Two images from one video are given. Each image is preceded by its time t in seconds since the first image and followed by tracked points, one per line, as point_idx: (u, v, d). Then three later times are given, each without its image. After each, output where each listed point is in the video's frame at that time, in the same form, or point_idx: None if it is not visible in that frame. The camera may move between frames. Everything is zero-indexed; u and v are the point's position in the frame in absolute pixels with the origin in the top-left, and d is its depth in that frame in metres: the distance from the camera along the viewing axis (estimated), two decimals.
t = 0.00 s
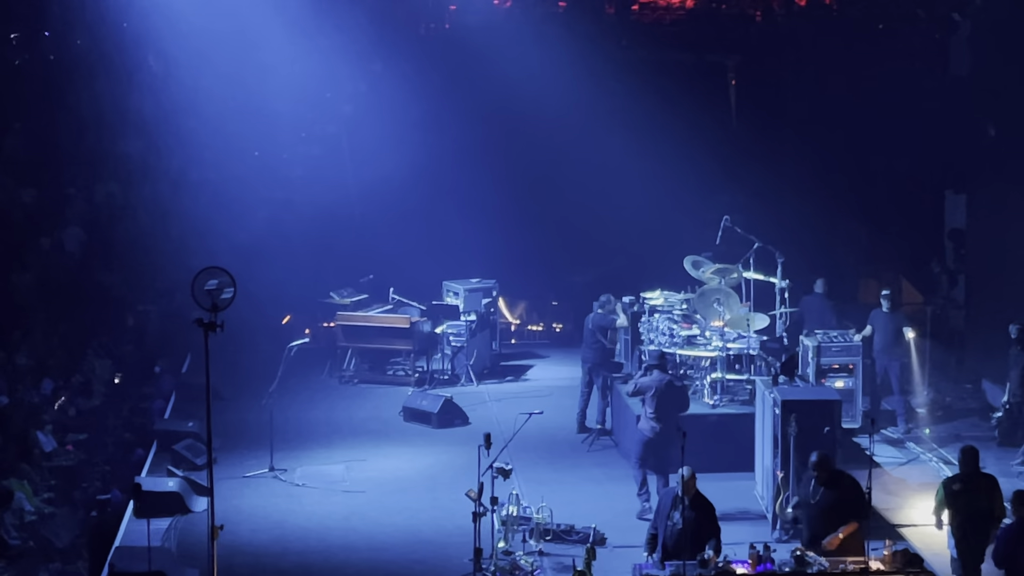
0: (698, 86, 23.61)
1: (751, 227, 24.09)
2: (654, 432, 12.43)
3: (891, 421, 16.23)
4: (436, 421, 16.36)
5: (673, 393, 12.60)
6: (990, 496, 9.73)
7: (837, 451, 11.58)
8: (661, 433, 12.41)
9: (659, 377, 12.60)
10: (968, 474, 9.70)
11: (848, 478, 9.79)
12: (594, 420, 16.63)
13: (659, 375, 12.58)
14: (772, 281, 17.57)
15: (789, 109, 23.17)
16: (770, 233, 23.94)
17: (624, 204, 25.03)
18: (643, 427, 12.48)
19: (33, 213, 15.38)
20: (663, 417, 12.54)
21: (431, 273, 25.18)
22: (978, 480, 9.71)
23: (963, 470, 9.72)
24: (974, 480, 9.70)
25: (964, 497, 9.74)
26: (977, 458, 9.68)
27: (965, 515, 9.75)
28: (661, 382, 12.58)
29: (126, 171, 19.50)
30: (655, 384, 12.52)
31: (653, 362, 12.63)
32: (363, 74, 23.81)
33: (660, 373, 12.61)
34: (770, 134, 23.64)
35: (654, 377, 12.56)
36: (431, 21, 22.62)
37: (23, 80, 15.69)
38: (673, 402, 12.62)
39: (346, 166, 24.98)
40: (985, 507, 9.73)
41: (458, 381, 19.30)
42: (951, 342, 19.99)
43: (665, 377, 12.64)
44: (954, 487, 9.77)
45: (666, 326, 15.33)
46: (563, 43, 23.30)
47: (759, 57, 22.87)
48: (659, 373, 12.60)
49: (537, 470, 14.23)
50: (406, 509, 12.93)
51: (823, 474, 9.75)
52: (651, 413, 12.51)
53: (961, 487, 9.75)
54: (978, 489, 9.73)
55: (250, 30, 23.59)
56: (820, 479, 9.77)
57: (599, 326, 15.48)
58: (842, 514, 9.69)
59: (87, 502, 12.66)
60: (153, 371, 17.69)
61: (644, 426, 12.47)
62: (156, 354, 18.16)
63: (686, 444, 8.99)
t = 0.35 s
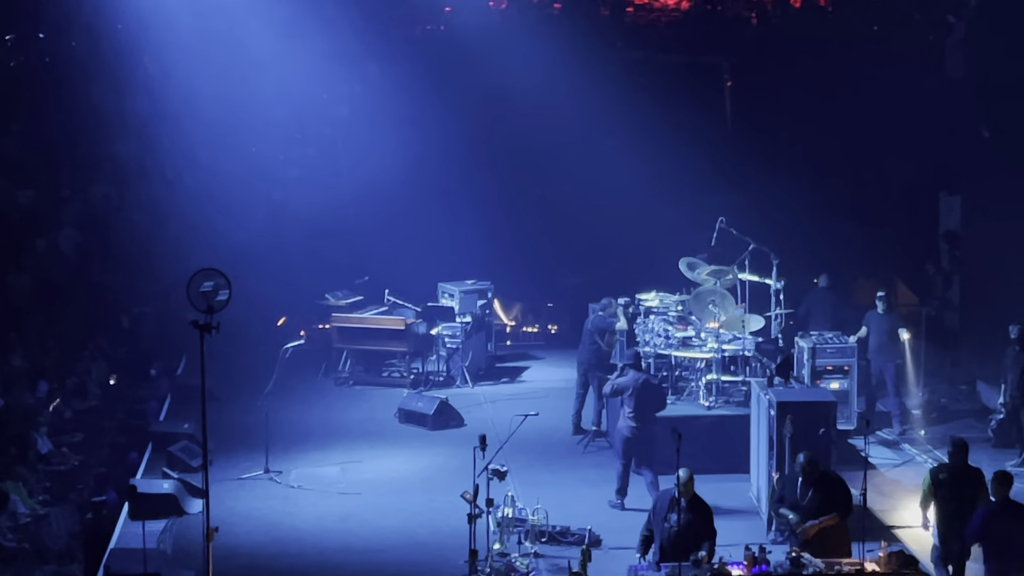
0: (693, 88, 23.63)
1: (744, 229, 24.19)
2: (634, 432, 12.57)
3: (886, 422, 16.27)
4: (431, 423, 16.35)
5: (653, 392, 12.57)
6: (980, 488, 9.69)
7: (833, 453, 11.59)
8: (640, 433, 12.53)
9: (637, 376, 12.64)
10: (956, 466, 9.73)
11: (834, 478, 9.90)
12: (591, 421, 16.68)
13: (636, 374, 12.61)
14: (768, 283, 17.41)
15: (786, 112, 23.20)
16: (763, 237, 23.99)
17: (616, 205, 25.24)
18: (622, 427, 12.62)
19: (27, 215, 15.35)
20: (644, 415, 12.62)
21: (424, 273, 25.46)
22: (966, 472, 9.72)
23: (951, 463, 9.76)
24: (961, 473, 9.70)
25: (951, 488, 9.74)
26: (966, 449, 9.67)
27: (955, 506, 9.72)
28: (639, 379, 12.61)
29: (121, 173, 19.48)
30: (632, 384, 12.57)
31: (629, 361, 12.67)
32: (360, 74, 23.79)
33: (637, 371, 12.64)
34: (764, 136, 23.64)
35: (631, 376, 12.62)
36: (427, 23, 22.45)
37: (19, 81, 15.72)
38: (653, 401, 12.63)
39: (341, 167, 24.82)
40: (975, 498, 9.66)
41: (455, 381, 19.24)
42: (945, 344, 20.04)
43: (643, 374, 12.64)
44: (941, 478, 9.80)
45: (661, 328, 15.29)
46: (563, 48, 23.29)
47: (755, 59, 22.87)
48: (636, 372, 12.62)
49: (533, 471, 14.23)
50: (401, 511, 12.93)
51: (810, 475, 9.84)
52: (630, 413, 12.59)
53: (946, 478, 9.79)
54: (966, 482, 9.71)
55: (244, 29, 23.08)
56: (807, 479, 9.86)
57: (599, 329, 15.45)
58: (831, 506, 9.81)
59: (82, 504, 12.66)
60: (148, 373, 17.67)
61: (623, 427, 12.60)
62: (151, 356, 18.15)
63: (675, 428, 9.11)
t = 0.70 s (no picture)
0: (686, 89, 23.55)
1: (738, 229, 24.18)
2: (612, 426, 12.63)
3: (881, 424, 16.31)
4: (426, 425, 16.35)
5: (630, 386, 12.78)
6: (965, 483, 10.11)
7: (829, 454, 11.58)
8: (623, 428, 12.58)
9: (616, 371, 12.88)
10: (945, 460, 10.11)
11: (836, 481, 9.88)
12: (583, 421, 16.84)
13: (615, 368, 12.87)
14: (763, 285, 17.45)
15: (781, 114, 23.18)
16: (759, 239, 23.84)
17: (612, 207, 25.04)
18: (601, 420, 12.68)
19: (20, 217, 15.31)
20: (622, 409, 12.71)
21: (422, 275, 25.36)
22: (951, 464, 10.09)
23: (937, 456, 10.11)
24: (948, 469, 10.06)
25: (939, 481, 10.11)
26: (950, 445, 10.12)
27: (943, 500, 10.12)
28: (618, 374, 12.85)
29: (115, 174, 19.49)
30: (611, 376, 12.80)
31: (609, 357, 12.99)
32: (353, 77, 23.90)
33: (616, 367, 12.89)
34: (758, 137, 23.54)
35: (610, 370, 12.86)
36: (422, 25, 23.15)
37: (13, 81, 15.72)
38: (630, 397, 12.78)
39: (336, 168, 24.78)
40: (961, 492, 10.09)
41: (448, 384, 19.29)
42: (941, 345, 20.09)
43: (623, 370, 12.89)
44: (930, 473, 10.14)
45: (655, 330, 15.26)
46: (552, 48, 23.49)
47: (749, 61, 22.91)
48: (616, 366, 12.90)
49: (528, 473, 14.24)
50: (397, 513, 12.91)
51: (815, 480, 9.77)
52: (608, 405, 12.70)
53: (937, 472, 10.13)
54: (953, 475, 10.11)
55: (240, 33, 23.24)
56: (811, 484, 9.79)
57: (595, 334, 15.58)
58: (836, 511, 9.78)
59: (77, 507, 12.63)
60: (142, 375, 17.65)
61: (602, 420, 12.66)
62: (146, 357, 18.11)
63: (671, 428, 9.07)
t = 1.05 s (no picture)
0: (683, 89, 23.67)
1: (734, 232, 24.27)
2: (601, 424, 12.76)
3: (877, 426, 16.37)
4: (422, 427, 16.35)
5: (617, 385, 13.04)
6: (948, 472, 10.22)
7: (824, 455, 11.59)
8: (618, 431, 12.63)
9: (604, 371, 13.16)
10: (928, 451, 10.21)
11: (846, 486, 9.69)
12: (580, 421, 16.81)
13: (604, 367, 13.18)
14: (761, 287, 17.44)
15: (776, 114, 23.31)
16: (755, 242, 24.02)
17: (609, 209, 25.11)
18: (590, 420, 12.83)
19: (15, 220, 15.27)
20: (609, 408, 12.92)
21: (420, 277, 25.30)
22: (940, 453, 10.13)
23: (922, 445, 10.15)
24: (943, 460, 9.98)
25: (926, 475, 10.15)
26: (935, 436, 10.14)
27: (927, 489, 10.27)
28: (606, 374, 13.13)
29: (110, 177, 19.48)
30: (599, 376, 13.08)
31: (598, 357, 13.34)
32: (351, 80, 23.83)
33: (605, 366, 13.19)
34: (753, 138, 23.69)
35: (599, 370, 13.15)
36: (417, 26, 23.04)
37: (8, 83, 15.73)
38: (617, 396, 13.03)
39: (332, 172, 24.97)
40: (943, 481, 10.23)
41: (445, 387, 19.28)
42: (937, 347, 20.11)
43: (610, 371, 13.17)
44: (913, 462, 10.27)
45: (652, 331, 15.30)
46: (553, 48, 23.32)
47: (745, 63, 22.97)
48: (604, 367, 13.20)
49: (524, 475, 14.24)
50: (393, 516, 12.90)
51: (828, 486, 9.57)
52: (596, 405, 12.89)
53: (919, 462, 10.25)
54: (936, 465, 10.21)
55: (235, 36, 22.98)
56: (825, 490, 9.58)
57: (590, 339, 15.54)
58: (846, 517, 9.62)
59: (73, 511, 12.58)
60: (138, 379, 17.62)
61: (591, 420, 12.81)
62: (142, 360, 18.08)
63: (667, 431, 9.07)
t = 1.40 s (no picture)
0: (680, 92, 23.77)
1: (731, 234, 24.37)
2: (588, 418, 12.98)
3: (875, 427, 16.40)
4: (419, 429, 16.34)
5: (607, 378, 13.06)
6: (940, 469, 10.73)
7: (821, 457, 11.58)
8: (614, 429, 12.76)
9: (596, 364, 13.19)
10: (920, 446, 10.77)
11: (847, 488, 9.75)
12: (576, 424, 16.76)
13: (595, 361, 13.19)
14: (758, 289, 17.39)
15: (773, 116, 23.37)
16: (749, 244, 24.18)
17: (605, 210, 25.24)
18: (579, 413, 13.08)
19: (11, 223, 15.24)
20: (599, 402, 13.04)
21: (417, 278, 25.63)
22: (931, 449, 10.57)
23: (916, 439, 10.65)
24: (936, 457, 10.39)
25: (918, 464, 10.62)
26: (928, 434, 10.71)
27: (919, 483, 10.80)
28: (598, 368, 13.15)
29: (106, 179, 19.47)
30: (590, 370, 13.11)
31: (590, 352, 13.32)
32: (348, 82, 23.64)
33: (596, 360, 13.20)
34: (751, 140, 23.79)
35: (590, 364, 13.18)
36: (413, 30, 22.30)
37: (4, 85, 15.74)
38: (608, 389, 13.06)
39: (329, 171, 24.93)
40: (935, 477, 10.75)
41: (442, 389, 19.28)
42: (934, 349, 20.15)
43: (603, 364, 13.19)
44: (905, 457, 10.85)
45: (649, 333, 15.19)
46: (548, 55, 23.10)
47: (742, 65, 23.01)
48: (595, 360, 13.23)
49: (522, 477, 14.23)
50: (391, 518, 12.89)
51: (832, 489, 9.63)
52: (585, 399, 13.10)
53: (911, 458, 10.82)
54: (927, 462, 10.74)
55: (234, 40, 22.92)
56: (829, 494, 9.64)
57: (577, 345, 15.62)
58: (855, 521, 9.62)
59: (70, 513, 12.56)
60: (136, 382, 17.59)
61: (579, 414, 13.08)
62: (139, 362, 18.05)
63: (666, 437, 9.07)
